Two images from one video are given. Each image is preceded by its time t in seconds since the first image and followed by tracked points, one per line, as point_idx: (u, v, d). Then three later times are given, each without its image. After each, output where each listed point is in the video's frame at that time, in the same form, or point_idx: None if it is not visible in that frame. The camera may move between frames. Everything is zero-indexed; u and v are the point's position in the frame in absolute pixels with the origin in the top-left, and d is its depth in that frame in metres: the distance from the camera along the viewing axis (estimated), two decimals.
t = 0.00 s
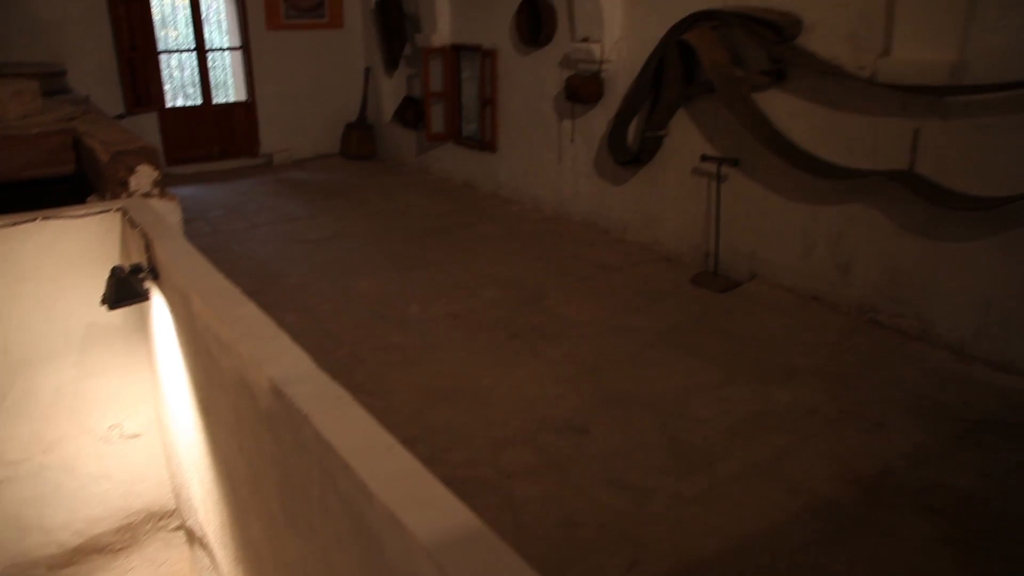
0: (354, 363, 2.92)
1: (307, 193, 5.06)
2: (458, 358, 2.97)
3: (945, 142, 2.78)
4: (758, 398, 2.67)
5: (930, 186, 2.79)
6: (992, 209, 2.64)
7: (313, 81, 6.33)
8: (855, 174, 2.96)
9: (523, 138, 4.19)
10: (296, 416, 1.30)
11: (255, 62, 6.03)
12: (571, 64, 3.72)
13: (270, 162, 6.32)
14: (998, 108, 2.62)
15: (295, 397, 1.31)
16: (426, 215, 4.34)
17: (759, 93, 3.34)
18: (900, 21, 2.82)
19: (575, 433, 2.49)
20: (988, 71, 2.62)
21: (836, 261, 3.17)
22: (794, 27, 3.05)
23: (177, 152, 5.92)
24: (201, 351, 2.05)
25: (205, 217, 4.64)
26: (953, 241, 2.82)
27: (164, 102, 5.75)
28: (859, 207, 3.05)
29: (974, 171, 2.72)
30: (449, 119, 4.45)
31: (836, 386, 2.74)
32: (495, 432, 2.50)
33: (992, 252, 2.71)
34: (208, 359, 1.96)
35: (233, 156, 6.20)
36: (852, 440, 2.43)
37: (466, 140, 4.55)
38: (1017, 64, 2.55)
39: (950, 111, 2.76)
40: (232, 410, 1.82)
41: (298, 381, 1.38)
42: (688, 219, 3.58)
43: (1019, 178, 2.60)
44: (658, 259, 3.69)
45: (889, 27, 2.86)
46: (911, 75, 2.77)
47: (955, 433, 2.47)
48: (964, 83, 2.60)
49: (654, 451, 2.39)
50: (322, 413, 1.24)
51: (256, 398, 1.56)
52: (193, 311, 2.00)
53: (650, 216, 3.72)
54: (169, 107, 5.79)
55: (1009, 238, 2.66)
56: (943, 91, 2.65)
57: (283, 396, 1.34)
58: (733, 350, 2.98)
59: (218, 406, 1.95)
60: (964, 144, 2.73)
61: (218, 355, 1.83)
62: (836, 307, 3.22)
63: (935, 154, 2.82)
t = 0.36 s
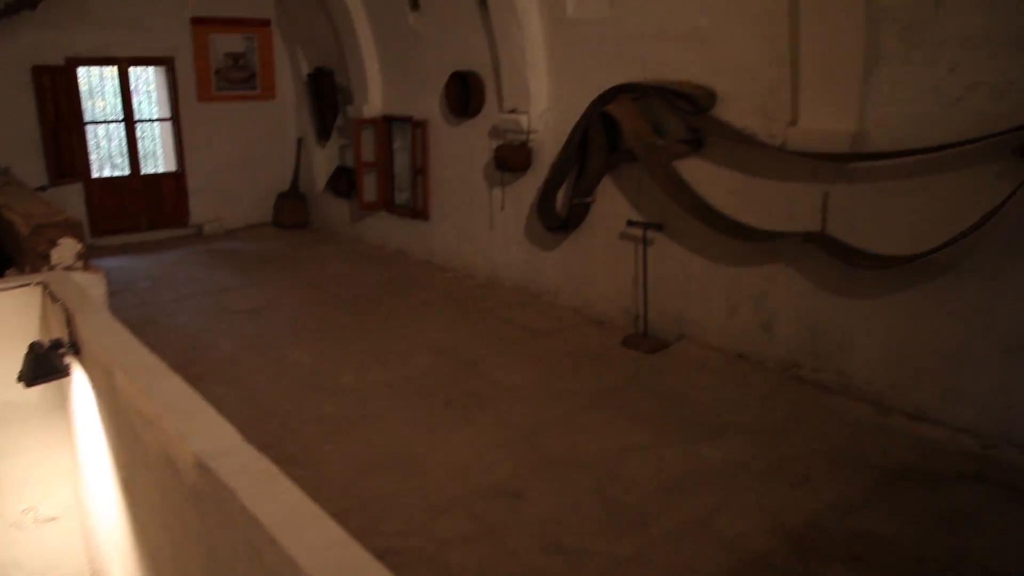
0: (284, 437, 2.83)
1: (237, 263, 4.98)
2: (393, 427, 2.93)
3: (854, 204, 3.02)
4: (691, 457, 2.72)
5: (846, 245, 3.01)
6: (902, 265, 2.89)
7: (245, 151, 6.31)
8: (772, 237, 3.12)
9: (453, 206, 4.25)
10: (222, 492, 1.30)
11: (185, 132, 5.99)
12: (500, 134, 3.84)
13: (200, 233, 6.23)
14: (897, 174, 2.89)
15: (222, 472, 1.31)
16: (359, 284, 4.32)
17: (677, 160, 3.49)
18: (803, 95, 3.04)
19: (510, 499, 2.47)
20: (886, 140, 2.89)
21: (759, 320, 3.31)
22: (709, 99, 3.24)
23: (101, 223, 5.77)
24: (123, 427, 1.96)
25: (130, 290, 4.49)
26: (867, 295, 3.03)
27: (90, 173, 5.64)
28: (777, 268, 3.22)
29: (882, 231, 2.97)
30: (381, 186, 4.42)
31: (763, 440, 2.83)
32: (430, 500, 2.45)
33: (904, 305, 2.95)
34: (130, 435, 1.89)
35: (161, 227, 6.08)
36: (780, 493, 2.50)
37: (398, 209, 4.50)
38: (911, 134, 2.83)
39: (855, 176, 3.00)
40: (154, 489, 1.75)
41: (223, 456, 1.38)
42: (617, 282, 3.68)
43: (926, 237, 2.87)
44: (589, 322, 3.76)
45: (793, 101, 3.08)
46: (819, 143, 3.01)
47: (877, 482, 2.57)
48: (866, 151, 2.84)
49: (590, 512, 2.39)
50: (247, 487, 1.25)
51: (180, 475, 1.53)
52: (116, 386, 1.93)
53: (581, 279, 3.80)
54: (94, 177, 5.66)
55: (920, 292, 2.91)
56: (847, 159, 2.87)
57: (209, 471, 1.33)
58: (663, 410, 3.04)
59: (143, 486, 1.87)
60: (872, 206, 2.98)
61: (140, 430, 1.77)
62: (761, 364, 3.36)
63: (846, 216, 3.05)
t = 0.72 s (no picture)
0: (207, 499, 2.70)
1: (164, 319, 4.81)
2: (323, 485, 2.83)
3: (775, 256, 3.15)
4: (626, 507, 2.71)
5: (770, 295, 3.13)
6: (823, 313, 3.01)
7: (173, 206, 6.17)
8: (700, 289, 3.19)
9: (385, 261, 4.21)
10: (135, 557, 1.30)
11: (112, 185, 5.84)
12: (433, 189, 3.87)
13: (127, 288, 6.02)
14: (814, 227, 3.04)
15: (135, 536, 1.31)
16: (290, 339, 4.21)
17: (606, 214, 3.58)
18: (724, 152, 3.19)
19: (444, 556, 2.40)
20: (803, 194, 3.06)
21: (690, 370, 3.37)
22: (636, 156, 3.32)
23: (19, 278, 5.53)
24: (29, 492, 1.84)
25: (44, 348, 4.26)
26: (791, 343, 3.14)
27: (7, 226, 5.40)
28: (705, 318, 3.30)
29: (802, 281, 3.10)
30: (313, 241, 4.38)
31: (696, 489, 2.85)
32: (360, 560, 2.36)
33: (826, 351, 3.07)
34: (37, 499, 1.77)
35: (85, 282, 5.85)
36: (713, 541, 2.51)
37: (331, 263, 4.45)
38: (825, 188, 3.01)
39: (775, 230, 3.13)
40: (60, 557, 1.65)
41: (136, 519, 1.38)
42: (551, 334, 3.70)
43: (843, 287, 3.01)
44: (524, 375, 3.76)
45: (714, 158, 3.22)
46: (741, 198, 3.15)
47: (808, 526, 2.61)
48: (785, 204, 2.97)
49: (525, 566, 2.34)
50: (163, 549, 1.27)
51: (92, 543, 1.46)
52: (23, 449, 1.82)
53: (515, 332, 3.81)
54: (13, 232, 5.44)
55: (840, 339, 3.04)
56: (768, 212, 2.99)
57: (120, 535, 1.33)
58: (598, 462, 3.04)
59: (51, 557, 1.76)
60: (791, 258, 3.11)
61: (47, 494, 1.67)
62: (693, 413, 3.41)
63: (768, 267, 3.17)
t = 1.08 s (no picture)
0: (115, 543, 2.54)
1: (76, 355, 4.55)
2: (242, 527, 2.70)
3: (700, 293, 3.21)
4: (555, 544, 2.68)
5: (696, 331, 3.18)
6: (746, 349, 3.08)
7: (91, 239, 5.95)
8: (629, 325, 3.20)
9: (312, 296, 4.10)
10: None
11: (25, 216, 5.58)
12: (362, 224, 3.83)
13: (38, 323, 5.71)
14: (736, 264, 3.13)
15: None
16: (209, 376, 4.04)
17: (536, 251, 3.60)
18: (650, 191, 3.25)
19: None
20: (725, 232, 3.16)
21: (618, 405, 3.39)
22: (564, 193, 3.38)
23: None
24: None
25: None
26: (717, 378, 3.19)
27: None
28: (632, 354, 3.33)
29: (727, 318, 3.17)
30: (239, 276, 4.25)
31: (625, 524, 2.84)
32: None
33: (751, 386, 3.14)
34: None
35: None
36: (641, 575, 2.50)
37: (257, 299, 4.31)
38: (746, 227, 3.12)
39: (700, 267, 3.20)
40: None
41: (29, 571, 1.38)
42: (481, 370, 3.66)
43: (764, 323, 3.09)
44: (454, 412, 3.70)
45: (640, 197, 3.29)
46: (666, 235, 3.21)
47: (734, 559, 2.63)
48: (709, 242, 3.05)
49: None
50: None
51: None
52: None
53: (445, 369, 3.76)
54: None
55: (763, 373, 3.11)
56: (694, 250, 3.05)
57: None
58: (527, 499, 3.01)
59: None
60: (715, 295, 3.18)
61: None
62: (622, 448, 3.42)
63: (693, 304, 3.23)
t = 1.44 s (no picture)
0: None
1: None
2: (157, 555, 2.55)
3: (635, 311, 3.22)
4: (487, 566, 2.61)
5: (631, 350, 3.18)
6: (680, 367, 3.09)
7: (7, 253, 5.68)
8: (564, 344, 3.18)
9: (242, 314, 3.96)
10: None
11: None
12: (294, 240, 3.73)
13: None
14: (670, 283, 3.15)
15: None
16: (130, 396, 3.85)
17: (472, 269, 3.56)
18: (585, 209, 3.25)
19: None
20: (659, 251, 3.18)
21: (554, 424, 3.36)
22: (500, 211, 3.37)
23: None
24: None
25: None
26: (652, 397, 3.19)
27: None
28: (568, 372, 3.31)
29: (662, 336, 3.18)
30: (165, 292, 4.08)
31: (558, 545, 2.80)
32: None
33: (685, 404, 3.15)
34: None
35: None
36: None
37: (185, 316, 4.14)
38: (680, 246, 3.14)
39: (635, 286, 3.21)
40: None
41: None
42: (415, 390, 3.59)
43: (698, 341, 3.11)
44: (387, 433, 3.61)
45: (576, 215, 3.28)
46: (601, 253, 3.20)
47: None
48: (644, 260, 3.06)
49: None
50: None
51: None
52: None
53: (379, 388, 3.67)
54: None
55: (697, 391, 3.13)
56: (628, 268, 3.05)
57: None
58: (460, 520, 2.94)
59: None
60: (650, 313, 3.19)
61: None
62: (557, 468, 3.38)
63: (627, 322, 3.24)
